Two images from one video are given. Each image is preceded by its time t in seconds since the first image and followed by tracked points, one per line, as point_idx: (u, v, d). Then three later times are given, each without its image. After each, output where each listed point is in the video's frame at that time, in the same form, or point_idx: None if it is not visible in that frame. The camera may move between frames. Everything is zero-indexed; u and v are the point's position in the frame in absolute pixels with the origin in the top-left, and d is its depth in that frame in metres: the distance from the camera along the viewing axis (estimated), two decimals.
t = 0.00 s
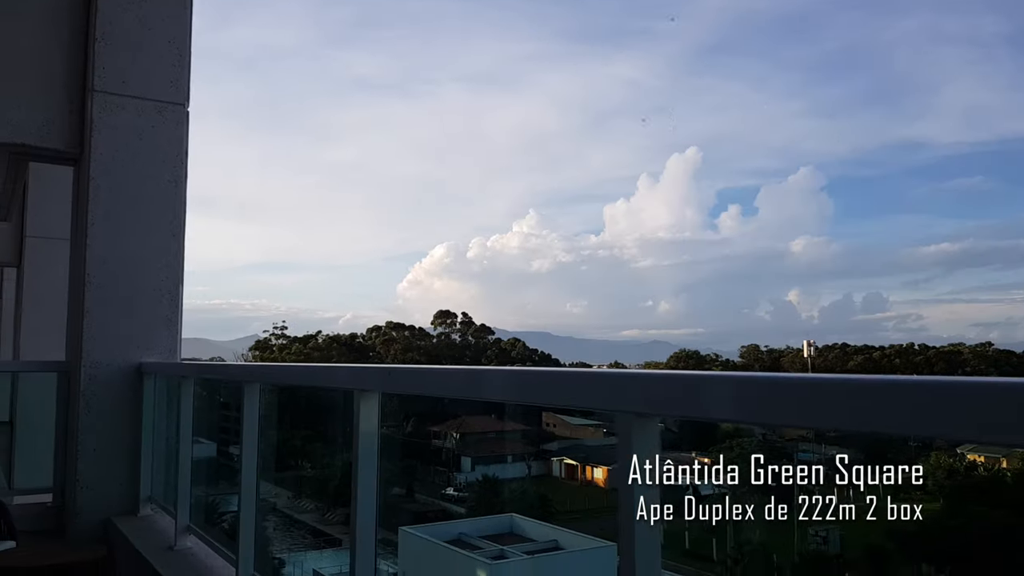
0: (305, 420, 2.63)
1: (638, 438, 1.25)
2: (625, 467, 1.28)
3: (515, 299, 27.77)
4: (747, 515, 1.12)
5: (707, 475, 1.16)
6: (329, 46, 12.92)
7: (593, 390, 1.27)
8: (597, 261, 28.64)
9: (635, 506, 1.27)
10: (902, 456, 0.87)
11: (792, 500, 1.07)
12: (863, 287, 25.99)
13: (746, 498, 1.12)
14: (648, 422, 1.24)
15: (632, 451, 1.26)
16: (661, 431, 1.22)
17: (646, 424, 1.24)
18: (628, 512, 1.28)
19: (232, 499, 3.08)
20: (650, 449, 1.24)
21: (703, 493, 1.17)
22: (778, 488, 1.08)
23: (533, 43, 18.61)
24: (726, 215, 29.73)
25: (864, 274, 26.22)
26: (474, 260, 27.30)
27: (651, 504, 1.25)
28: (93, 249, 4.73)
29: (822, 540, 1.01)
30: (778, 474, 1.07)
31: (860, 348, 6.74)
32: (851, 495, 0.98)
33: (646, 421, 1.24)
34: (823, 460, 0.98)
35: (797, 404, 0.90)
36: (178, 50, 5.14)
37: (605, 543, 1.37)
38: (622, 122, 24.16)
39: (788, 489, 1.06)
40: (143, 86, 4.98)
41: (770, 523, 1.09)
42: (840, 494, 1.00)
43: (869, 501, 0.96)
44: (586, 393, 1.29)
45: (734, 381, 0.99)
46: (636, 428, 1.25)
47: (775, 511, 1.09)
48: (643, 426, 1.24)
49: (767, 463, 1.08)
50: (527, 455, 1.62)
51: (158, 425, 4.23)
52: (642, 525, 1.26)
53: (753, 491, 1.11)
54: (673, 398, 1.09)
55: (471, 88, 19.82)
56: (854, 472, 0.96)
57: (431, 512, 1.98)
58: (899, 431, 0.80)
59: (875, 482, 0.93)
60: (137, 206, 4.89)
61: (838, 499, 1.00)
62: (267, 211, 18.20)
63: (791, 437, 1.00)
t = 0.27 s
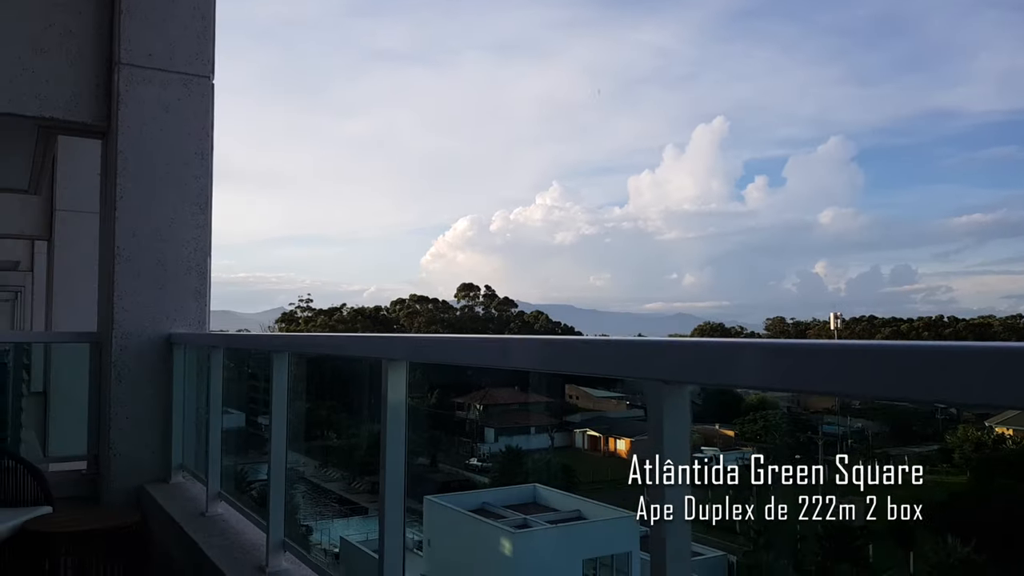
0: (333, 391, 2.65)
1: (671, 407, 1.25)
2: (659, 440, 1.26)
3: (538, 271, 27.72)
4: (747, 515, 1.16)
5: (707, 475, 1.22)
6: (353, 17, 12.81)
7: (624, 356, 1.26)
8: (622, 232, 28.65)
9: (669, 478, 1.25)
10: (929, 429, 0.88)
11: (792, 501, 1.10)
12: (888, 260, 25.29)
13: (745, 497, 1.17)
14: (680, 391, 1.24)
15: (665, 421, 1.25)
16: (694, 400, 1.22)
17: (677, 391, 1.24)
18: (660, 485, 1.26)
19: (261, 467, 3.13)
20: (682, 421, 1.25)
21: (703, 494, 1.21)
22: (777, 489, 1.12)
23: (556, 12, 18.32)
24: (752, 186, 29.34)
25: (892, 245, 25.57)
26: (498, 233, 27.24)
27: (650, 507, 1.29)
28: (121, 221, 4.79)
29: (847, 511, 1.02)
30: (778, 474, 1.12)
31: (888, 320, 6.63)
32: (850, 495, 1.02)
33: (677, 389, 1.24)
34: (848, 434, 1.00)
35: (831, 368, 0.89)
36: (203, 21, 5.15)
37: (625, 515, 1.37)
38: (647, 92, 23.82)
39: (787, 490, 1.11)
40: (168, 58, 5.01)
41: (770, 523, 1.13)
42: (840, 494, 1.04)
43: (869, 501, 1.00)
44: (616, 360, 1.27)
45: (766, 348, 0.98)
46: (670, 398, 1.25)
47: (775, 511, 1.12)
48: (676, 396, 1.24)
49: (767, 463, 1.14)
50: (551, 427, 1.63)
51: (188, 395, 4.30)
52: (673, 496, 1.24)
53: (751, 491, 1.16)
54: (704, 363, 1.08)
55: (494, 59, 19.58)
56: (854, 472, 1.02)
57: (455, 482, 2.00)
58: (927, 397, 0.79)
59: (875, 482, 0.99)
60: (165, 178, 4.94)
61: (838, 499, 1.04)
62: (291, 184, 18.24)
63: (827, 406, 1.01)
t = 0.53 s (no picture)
0: (357, 355, 2.67)
1: (699, 364, 1.22)
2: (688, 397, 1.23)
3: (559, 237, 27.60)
4: (747, 515, 1.18)
5: (706, 475, 1.24)
6: None
7: (647, 317, 1.25)
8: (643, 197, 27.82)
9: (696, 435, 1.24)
10: (956, 394, 0.89)
11: (792, 501, 1.13)
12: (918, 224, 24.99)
13: (744, 498, 1.19)
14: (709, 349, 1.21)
15: (695, 377, 1.22)
16: (725, 357, 1.20)
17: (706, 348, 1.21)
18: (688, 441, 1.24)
19: (287, 430, 3.18)
20: (709, 379, 1.22)
21: (703, 494, 1.23)
22: (777, 490, 1.15)
23: None
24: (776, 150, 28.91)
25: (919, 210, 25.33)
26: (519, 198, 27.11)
27: (650, 505, 1.39)
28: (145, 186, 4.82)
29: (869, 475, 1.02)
30: (778, 475, 1.15)
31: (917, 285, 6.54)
32: (850, 496, 1.05)
33: (707, 346, 1.20)
34: (871, 399, 0.99)
35: (852, 325, 0.89)
36: None
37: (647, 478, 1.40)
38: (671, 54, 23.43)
39: (788, 491, 1.13)
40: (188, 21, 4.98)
41: (769, 524, 1.15)
42: (840, 494, 1.06)
43: (869, 502, 1.02)
44: (641, 321, 1.26)
45: (791, 307, 0.98)
46: (700, 356, 1.21)
47: (775, 511, 1.15)
48: (707, 352, 1.21)
49: (767, 464, 1.16)
50: (571, 391, 1.63)
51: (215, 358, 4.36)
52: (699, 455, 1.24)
53: (750, 492, 1.18)
54: (730, 323, 1.07)
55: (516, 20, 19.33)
56: (854, 472, 1.04)
57: (476, 446, 2.02)
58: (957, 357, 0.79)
59: (875, 482, 1.01)
60: (187, 143, 4.96)
61: (837, 499, 1.06)
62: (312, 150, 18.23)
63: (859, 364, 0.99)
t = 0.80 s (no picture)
0: (378, 328, 2.67)
1: (722, 335, 1.21)
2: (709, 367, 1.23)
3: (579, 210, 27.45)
4: (747, 514, 1.22)
5: (707, 475, 1.27)
6: None
7: (668, 290, 1.25)
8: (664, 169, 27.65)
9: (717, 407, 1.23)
10: (978, 368, 0.87)
11: (792, 501, 1.16)
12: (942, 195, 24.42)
13: (743, 498, 1.23)
14: (731, 323, 1.21)
15: (716, 349, 1.22)
16: (744, 330, 1.19)
17: (729, 321, 1.21)
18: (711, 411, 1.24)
19: (309, 401, 3.22)
20: (731, 352, 1.21)
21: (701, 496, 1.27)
22: (777, 490, 1.18)
23: None
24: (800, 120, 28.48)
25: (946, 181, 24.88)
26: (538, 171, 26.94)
27: (650, 506, 1.48)
28: (167, 159, 4.85)
29: (887, 450, 1.00)
30: (778, 475, 1.18)
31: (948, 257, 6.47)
32: (850, 496, 1.08)
33: (730, 319, 1.20)
34: (893, 372, 0.97)
35: (872, 300, 0.88)
36: None
37: (668, 450, 1.41)
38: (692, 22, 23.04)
39: (788, 491, 1.17)
40: None
41: (770, 524, 1.19)
42: (840, 494, 1.09)
43: (869, 502, 1.05)
44: (664, 295, 1.25)
45: (813, 279, 0.96)
46: (722, 330, 1.21)
47: (775, 510, 1.18)
48: (728, 326, 1.21)
49: (767, 463, 1.19)
50: (589, 364, 1.63)
51: (238, 330, 4.40)
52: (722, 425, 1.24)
53: (752, 491, 1.21)
54: (752, 297, 1.06)
55: None
56: (854, 472, 1.07)
57: (495, 418, 2.02)
58: (985, 327, 0.77)
59: (875, 482, 1.03)
60: (207, 116, 4.96)
61: (838, 499, 1.10)
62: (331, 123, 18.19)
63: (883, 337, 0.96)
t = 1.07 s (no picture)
0: (396, 309, 2.68)
1: (743, 313, 1.19)
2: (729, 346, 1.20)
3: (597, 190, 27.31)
4: (746, 514, 1.22)
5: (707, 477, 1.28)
6: None
7: (687, 270, 1.24)
8: (683, 148, 27.40)
9: (737, 386, 1.20)
10: (999, 350, 0.88)
11: (792, 501, 1.18)
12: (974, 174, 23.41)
13: (745, 498, 1.22)
14: (753, 302, 1.19)
15: (737, 327, 1.19)
16: (766, 311, 1.19)
17: (749, 299, 1.19)
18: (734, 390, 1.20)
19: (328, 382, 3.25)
20: (752, 333, 1.19)
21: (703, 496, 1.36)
22: (777, 490, 1.19)
23: None
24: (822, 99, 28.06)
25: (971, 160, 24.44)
26: (556, 151, 26.78)
27: (650, 505, 1.53)
28: (187, 140, 4.87)
29: (906, 433, 1.00)
30: (778, 475, 1.19)
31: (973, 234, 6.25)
32: (849, 497, 1.10)
33: (750, 299, 1.18)
34: (913, 354, 0.98)
35: (893, 281, 0.87)
36: None
37: (684, 432, 1.41)
38: None
39: (788, 491, 1.18)
40: None
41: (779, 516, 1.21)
42: (840, 494, 1.11)
43: (869, 502, 1.06)
44: (683, 275, 1.24)
45: (834, 259, 0.95)
46: (743, 310, 1.19)
47: (775, 510, 1.20)
48: (750, 304, 1.19)
49: (767, 463, 1.20)
50: (607, 345, 1.62)
51: (257, 310, 4.43)
52: (742, 405, 1.21)
53: (750, 492, 1.21)
54: (774, 276, 1.05)
55: None
56: (854, 472, 1.09)
57: (512, 399, 2.03)
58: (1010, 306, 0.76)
59: (875, 482, 1.05)
60: (226, 97, 4.97)
61: (837, 499, 1.11)
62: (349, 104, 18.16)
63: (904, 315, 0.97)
